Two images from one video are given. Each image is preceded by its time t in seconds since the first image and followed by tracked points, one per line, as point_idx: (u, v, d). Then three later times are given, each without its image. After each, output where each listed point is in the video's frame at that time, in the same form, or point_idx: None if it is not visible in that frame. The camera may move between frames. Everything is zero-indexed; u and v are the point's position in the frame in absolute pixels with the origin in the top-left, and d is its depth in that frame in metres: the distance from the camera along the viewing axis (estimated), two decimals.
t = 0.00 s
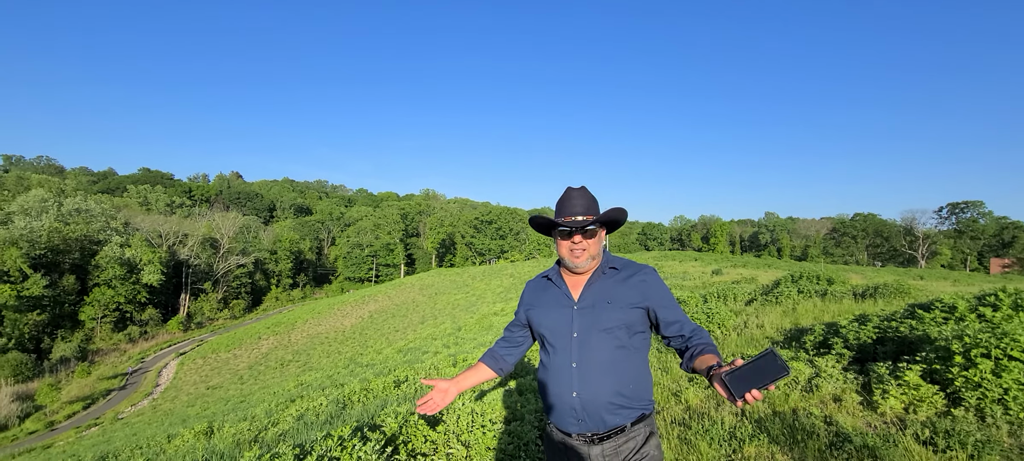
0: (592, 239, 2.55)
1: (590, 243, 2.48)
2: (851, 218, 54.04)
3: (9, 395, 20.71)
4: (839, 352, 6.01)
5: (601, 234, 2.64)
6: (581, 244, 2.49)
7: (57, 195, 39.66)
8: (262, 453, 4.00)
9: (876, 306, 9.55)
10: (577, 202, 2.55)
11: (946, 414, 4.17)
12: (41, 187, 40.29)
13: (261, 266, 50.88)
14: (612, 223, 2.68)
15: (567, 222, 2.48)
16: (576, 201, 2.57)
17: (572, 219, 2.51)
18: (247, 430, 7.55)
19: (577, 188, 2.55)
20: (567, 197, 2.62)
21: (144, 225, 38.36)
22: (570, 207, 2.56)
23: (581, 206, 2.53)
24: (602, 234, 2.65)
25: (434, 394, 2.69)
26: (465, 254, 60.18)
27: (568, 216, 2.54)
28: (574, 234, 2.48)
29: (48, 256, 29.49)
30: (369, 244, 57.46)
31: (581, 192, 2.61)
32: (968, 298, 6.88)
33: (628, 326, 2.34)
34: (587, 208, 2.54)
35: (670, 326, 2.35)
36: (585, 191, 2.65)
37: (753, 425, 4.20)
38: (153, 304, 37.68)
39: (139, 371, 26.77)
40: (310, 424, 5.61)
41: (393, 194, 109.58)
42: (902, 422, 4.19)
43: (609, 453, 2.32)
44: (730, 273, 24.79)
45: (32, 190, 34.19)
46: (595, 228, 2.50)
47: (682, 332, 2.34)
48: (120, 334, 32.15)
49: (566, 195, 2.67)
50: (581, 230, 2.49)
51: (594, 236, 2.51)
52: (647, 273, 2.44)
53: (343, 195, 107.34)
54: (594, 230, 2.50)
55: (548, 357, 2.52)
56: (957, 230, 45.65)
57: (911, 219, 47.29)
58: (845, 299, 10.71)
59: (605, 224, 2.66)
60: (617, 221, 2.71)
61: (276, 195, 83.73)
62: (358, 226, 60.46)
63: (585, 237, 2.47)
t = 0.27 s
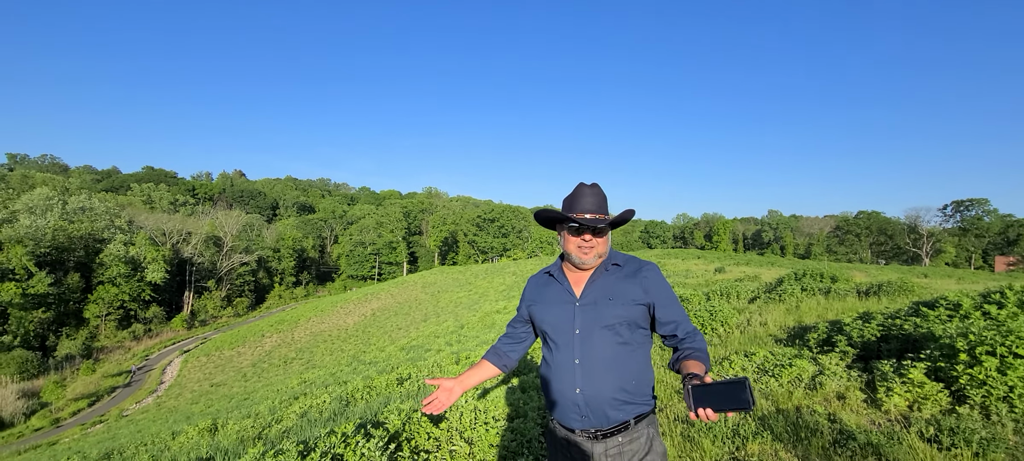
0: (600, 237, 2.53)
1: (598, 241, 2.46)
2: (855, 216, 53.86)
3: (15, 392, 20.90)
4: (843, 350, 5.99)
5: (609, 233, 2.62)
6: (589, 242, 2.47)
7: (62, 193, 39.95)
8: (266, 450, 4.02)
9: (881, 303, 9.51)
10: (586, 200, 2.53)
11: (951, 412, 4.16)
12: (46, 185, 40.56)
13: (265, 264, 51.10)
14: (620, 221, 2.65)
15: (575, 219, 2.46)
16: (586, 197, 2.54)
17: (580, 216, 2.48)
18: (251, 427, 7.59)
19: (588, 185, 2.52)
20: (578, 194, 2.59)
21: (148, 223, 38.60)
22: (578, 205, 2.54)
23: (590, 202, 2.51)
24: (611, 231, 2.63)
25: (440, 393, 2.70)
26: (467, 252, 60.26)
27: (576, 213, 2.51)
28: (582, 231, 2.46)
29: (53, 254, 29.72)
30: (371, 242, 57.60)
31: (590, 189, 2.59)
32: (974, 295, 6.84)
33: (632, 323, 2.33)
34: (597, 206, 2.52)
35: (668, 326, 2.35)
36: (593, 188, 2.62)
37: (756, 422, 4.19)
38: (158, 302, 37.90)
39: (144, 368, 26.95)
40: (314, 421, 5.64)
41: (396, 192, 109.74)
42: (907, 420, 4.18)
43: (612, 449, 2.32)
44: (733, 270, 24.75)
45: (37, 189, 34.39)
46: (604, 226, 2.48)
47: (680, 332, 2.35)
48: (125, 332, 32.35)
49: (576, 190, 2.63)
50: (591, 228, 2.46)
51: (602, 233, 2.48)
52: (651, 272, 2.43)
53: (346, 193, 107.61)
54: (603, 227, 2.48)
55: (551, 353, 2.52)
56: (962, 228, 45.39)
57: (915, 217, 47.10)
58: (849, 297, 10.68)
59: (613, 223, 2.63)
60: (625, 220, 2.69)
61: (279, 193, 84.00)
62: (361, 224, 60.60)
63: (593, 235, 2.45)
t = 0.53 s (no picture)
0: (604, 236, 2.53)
1: (602, 241, 2.45)
2: (858, 214, 53.63)
3: (20, 389, 21.04)
4: (846, 348, 5.96)
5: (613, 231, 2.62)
6: (593, 241, 2.47)
7: (66, 191, 40.11)
8: (270, 447, 4.03)
9: (884, 301, 9.49)
10: (590, 198, 2.52)
11: (955, 410, 4.14)
12: (49, 184, 40.74)
13: (267, 262, 51.24)
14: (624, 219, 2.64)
15: (579, 218, 2.44)
16: (590, 197, 2.53)
17: (584, 215, 2.47)
18: (255, 424, 7.62)
19: (591, 184, 2.50)
20: (582, 192, 2.58)
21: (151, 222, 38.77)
22: (582, 204, 2.52)
23: (595, 201, 2.50)
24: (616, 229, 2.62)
25: (429, 366, 2.76)
26: (470, 251, 60.29)
27: (580, 212, 2.50)
28: (586, 230, 2.45)
29: (57, 252, 29.89)
30: (374, 240, 57.67)
31: (596, 187, 2.58)
32: (978, 293, 6.81)
33: (634, 321, 2.33)
34: (601, 206, 2.51)
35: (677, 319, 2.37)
36: (598, 187, 2.61)
37: (759, 420, 4.18)
38: (161, 300, 38.07)
39: (147, 366, 27.08)
40: (317, 419, 5.66)
41: (398, 190, 109.83)
42: (910, 417, 4.17)
43: (612, 446, 2.32)
44: (736, 269, 24.71)
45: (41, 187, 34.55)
46: (609, 225, 2.47)
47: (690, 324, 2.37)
48: (129, 329, 32.50)
49: (580, 188, 2.62)
50: (594, 227, 2.46)
51: (605, 232, 2.47)
52: (655, 270, 2.43)
53: (348, 191, 107.76)
54: (608, 226, 2.47)
55: (552, 349, 2.52)
56: (966, 226, 45.11)
57: (919, 215, 46.87)
58: (853, 295, 10.65)
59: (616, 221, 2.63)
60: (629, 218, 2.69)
61: (282, 191, 84.17)
62: (364, 223, 60.67)
63: (598, 235, 2.44)
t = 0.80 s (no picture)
0: (606, 233, 2.52)
1: (603, 237, 2.45)
2: (861, 213, 53.39)
3: (25, 385, 21.19)
4: (850, 347, 5.93)
5: (614, 227, 2.60)
6: (594, 238, 2.47)
7: (70, 189, 40.34)
8: (273, 443, 4.06)
9: (888, 301, 9.43)
10: (591, 194, 2.51)
11: (959, 410, 4.12)
12: (54, 182, 40.98)
13: (270, 260, 51.39)
14: (624, 216, 2.64)
15: (580, 214, 2.44)
16: (591, 192, 2.53)
17: (585, 211, 2.47)
18: (258, 421, 7.67)
19: (591, 180, 2.50)
20: (582, 189, 2.57)
21: (154, 219, 38.95)
22: (583, 199, 2.52)
23: (597, 198, 2.49)
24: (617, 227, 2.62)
25: (446, 391, 2.68)
26: (472, 249, 60.32)
27: (581, 208, 2.49)
28: (587, 226, 2.44)
29: (61, 250, 30.10)
30: (376, 238, 57.74)
31: (596, 184, 2.57)
32: (982, 293, 6.78)
33: (638, 320, 2.33)
34: (601, 202, 2.50)
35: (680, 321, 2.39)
36: (599, 183, 2.60)
37: (761, 419, 4.18)
38: (165, 298, 38.25)
39: (151, 363, 27.24)
40: (319, 416, 5.68)
41: (401, 188, 109.92)
42: (912, 417, 4.15)
43: (617, 446, 2.32)
44: (738, 267, 24.64)
45: (46, 185, 34.76)
46: (610, 222, 2.45)
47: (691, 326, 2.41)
48: (132, 326, 32.67)
49: (581, 185, 2.61)
50: (596, 223, 2.45)
51: (607, 229, 2.47)
52: (658, 267, 2.44)
53: (351, 189, 107.84)
54: (609, 223, 2.46)
55: (556, 348, 2.52)
56: (970, 225, 44.83)
57: (923, 214, 46.59)
58: (855, 294, 10.61)
59: (617, 217, 2.62)
60: (630, 214, 2.67)
61: (285, 189, 84.39)
62: (366, 221, 60.80)
63: (599, 231, 2.44)
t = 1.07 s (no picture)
0: (612, 231, 2.51)
1: (609, 235, 2.45)
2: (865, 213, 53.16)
3: (31, 384, 21.33)
4: (853, 348, 5.91)
5: (620, 226, 2.60)
6: (600, 236, 2.46)
7: (76, 189, 40.63)
8: (276, 442, 4.08)
9: (892, 302, 9.40)
10: (597, 193, 2.51)
11: (963, 411, 4.11)
12: (59, 181, 41.25)
13: (273, 259, 51.55)
14: (630, 215, 2.64)
15: (587, 212, 2.44)
16: (597, 191, 2.52)
17: (591, 209, 2.46)
18: (262, 419, 7.70)
19: (597, 179, 2.49)
20: (587, 188, 2.56)
21: (159, 219, 39.14)
22: (590, 198, 2.52)
23: (602, 197, 2.48)
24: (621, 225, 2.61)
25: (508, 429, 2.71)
26: (474, 249, 60.35)
27: (587, 206, 2.49)
28: (593, 225, 2.44)
29: (66, 249, 30.30)
30: (379, 238, 57.83)
31: (600, 182, 2.57)
32: (987, 293, 6.74)
33: (642, 321, 2.33)
34: (608, 200, 2.49)
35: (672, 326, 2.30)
36: (604, 182, 2.60)
37: (764, 420, 4.17)
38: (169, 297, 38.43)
39: (155, 361, 27.38)
40: (322, 415, 5.70)
41: (403, 188, 110.18)
42: (916, 418, 4.13)
43: (623, 446, 2.32)
44: (741, 268, 24.58)
45: (51, 184, 34.96)
46: (615, 220, 2.45)
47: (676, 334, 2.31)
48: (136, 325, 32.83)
49: (586, 184, 2.61)
50: (601, 222, 2.44)
51: (614, 227, 2.46)
52: (663, 267, 2.43)
53: (354, 189, 108.07)
54: (614, 222, 2.46)
55: (562, 348, 2.52)
56: (975, 226, 44.49)
57: (927, 215, 46.34)
58: (859, 295, 10.56)
59: (624, 216, 2.62)
60: (637, 213, 2.65)
61: (288, 188, 84.66)
62: (369, 220, 60.94)
63: (604, 229, 2.44)
